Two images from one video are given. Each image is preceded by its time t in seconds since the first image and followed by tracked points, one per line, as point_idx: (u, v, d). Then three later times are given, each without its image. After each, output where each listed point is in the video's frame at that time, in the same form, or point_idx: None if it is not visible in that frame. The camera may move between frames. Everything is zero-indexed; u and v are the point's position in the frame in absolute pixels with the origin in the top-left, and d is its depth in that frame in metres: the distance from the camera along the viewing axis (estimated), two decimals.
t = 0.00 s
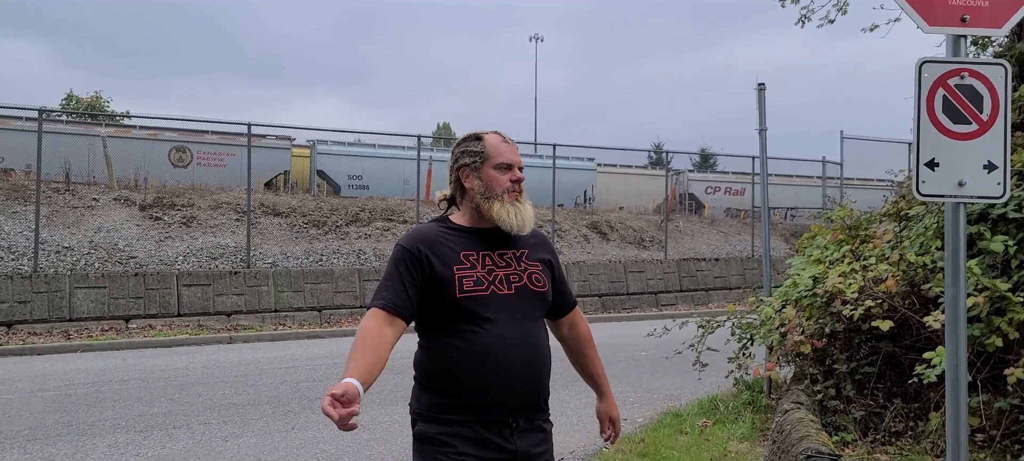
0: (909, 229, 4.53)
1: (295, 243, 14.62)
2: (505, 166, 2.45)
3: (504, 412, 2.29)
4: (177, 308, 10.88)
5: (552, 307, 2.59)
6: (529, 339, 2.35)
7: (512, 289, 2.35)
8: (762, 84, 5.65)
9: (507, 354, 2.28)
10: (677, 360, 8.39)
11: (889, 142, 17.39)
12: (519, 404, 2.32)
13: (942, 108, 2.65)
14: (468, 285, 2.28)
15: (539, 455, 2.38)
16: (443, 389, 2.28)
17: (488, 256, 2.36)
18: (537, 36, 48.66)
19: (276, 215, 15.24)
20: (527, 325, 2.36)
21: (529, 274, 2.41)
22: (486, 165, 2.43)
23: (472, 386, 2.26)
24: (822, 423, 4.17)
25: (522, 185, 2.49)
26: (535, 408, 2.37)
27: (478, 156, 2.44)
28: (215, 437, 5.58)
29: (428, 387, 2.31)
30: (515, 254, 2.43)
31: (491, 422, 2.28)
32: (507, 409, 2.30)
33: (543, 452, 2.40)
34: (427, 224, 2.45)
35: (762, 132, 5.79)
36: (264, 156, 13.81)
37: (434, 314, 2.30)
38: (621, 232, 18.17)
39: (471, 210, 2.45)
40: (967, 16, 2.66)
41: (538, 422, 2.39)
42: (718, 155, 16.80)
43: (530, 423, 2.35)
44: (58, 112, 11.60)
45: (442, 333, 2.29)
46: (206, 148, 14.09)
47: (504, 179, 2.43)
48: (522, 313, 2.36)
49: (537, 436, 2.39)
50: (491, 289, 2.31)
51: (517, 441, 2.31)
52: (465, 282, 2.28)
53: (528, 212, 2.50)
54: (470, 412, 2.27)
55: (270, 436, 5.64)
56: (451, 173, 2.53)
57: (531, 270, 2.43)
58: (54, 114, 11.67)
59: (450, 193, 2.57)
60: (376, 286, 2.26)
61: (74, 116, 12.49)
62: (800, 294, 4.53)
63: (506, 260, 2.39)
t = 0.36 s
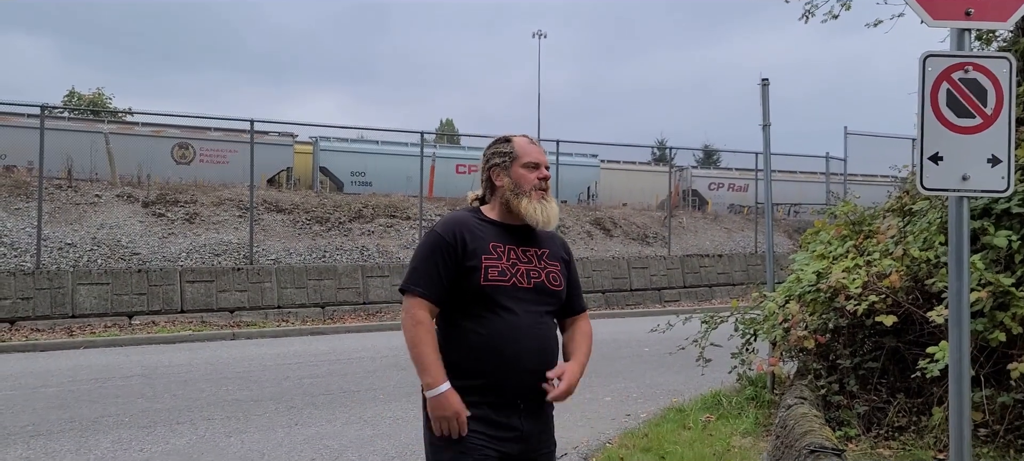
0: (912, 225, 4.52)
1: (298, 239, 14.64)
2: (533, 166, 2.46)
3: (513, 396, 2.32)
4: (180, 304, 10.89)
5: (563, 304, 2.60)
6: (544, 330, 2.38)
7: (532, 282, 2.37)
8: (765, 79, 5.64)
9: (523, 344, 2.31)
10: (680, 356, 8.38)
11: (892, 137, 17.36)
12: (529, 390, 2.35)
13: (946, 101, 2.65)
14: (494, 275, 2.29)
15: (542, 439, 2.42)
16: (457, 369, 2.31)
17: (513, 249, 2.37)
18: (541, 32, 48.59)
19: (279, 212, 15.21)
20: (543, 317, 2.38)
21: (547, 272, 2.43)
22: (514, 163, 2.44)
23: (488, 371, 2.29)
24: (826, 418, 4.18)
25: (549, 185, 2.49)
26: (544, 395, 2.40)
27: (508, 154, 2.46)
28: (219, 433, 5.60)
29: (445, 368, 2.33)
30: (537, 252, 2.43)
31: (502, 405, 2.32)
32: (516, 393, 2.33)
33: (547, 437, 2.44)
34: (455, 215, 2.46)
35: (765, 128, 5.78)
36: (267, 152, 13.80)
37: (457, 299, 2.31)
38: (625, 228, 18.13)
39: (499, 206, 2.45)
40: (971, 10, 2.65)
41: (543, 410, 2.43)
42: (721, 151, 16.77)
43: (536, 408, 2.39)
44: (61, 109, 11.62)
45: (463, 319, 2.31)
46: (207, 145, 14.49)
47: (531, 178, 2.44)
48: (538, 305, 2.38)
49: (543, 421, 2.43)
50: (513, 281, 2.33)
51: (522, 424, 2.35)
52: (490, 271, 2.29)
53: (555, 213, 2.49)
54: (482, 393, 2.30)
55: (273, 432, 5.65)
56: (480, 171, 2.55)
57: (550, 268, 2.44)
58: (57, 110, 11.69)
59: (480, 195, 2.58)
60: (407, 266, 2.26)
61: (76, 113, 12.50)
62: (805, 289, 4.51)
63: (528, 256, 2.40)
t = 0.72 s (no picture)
0: (915, 220, 4.53)
1: (300, 235, 14.67)
2: (516, 167, 2.50)
3: (497, 383, 2.38)
4: (183, 300, 10.92)
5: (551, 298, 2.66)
6: (529, 320, 2.44)
7: (516, 274, 2.44)
8: (768, 75, 5.64)
9: (506, 332, 2.36)
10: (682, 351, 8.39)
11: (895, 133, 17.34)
12: (513, 377, 2.40)
13: (949, 96, 2.66)
14: (478, 265, 2.38)
15: (529, 427, 2.46)
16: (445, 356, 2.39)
17: (498, 243, 2.45)
18: (543, 28, 48.55)
19: (281, 208, 15.23)
20: (528, 307, 2.44)
21: (533, 265, 2.49)
22: (498, 165, 2.50)
23: (471, 358, 2.36)
24: (829, 413, 4.19)
25: (534, 183, 2.54)
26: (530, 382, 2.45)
27: (491, 157, 2.52)
28: (223, 428, 5.63)
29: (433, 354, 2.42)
30: (523, 246, 2.51)
31: (487, 392, 2.37)
32: (500, 380, 2.39)
33: (534, 426, 2.48)
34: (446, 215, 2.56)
35: (768, 123, 5.79)
36: (270, 149, 13.78)
37: (443, 288, 2.40)
38: (627, 224, 18.11)
39: (488, 208, 2.53)
40: (974, 5, 2.65)
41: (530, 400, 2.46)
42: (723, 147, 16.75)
43: (521, 396, 2.43)
44: (64, 106, 11.64)
45: (450, 307, 2.39)
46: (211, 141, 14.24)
47: (514, 178, 2.49)
48: (523, 296, 2.44)
49: (529, 408, 2.46)
50: (497, 272, 2.40)
51: (507, 411, 2.39)
52: (475, 261, 2.38)
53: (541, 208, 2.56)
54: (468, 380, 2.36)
55: (278, 427, 5.68)
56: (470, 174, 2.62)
57: (535, 262, 2.51)
58: (60, 107, 11.72)
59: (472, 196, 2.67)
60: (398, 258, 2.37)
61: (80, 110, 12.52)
62: (807, 285, 4.49)
63: (513, 250, 2.47)
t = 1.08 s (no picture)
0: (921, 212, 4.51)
1: (304, 228, 14.70)
2: (472, 159, 2.63)
3: (455, 368, 2.51)
4: (188, 293, 10.95)
5: (524, 281, 2.72)
6: (487, 310, 2.52)
7: (473, 267, 2.53)
8: (774, 67, 5.62)
9: (460, 323, 2.48)
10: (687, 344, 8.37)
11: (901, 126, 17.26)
12: (471, 363, 2.51)
13: (957, 88, 2.65)
14: (432, 261, 2.51)
15: (494, 411, 2.55)
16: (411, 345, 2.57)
17: (457, 237, 2.56)
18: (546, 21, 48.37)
19: (286, 201, 15.24)
20: (485, 297, 2.53)
21: (493, 256, 2.56)
22: (455, 159, 2.64)
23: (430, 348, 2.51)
24: (833, 406, 4.19)
25: (491, 174, 2.65)
26: (492, 368, 2.55)
27: (449, 153, 2.67)
28: (228, 420, 5.65)
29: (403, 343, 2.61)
30: (485, 238, 2.58)
31: (445, 378, 2.52)
32: (457, 367, 2.52)
33: (503, 411, 2.56)
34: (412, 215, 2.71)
35: (773, 116, 5.77)
36: (273, 141, 13.78)
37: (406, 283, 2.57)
38: (631, 217, 18.08)
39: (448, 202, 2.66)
40: None
41: (495, 385, 2.56)
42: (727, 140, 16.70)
43: (484, 382, 2.54)
44: (69, 99, 11.67)
45: (413, 300, 2.56)
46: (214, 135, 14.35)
47: (470, 170, 2.62)
48: (481, 287, 2.53)
49: (495, 393, 2.55)
50: (453, 266, 2.51)
51: (467, 395, 2.52)
52: (429, 258, 2.51)
53: (501, 199, 2.64)
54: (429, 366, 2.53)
55: (283, 419, 5.70)
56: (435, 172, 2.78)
57: (495, 252, 2.57)
58: (65, 100, 11.74)
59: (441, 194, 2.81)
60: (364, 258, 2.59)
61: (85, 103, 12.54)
62: (812, 277, 4.52)
63: (473, 243, 2.56)
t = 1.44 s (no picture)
0: (926, 209, 4.50)
1: (309, 224, 14.73)
2: (467, 151, 2.63)
3: (456, 352, 2.54)
4: (193, 288, 10.99)
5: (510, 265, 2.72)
6: (484, 292, 2.56)
7: (467, 253, 2.57)
8: (779, 63, 5.61)
9: (459, 307, 2.51)
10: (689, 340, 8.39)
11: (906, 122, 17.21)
12: (472, 346, 2.54)
13: (964, 82, 2.64)
14: (429, 248, 2.53)
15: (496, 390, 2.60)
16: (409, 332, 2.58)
17: (448, 226, 2.58)
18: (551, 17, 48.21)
19: (290, 197, 15.25)
20: (481, 282, 2.57)
21: (485, 241, 2.60)
22: (450, 149, 2.63)
23: (432, 334, 2.53)
24: (838, 401, 4.19)
25: (484, 166, 2.66)
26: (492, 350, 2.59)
27: (445, 142, 2.65)
28: (233, 414, 5.67)
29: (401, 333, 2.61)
30: (475, 225, 2.61)
31: (448, 362, 2.55)
32: (460, 351, 2.54)
33: (503, 389, 2.62)
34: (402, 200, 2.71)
35: (778, 112, 5.76)
36: (278, 138, 13.79)
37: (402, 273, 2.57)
38: (635, 214, 18.06)
39: (439, 190, 2.66)
40: None
41: (495, 365, 2.60)
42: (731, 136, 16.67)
43: (485, 363, 2.58)
44: (75, 95, 11.70)
45: (410, 289, 2.57)
46: (218, 130, 14.25)
47: (466, 162, 2.62)
48: (475, 272, 2.57)
49: (495, 373, 2.60)
50: (448, 253, 2.54)
51: (469, 378, 2.55)
52: (426, 247, 2.53)
53: (490, 192, 2.67)
54: (430, 351, 2.55)
55: (288, 414, 5.72)
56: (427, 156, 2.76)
57: (486, 238, 2.61)
58: (71, 96, 11.77)
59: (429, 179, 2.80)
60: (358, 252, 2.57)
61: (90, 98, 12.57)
62: (816, 273, 4.49)
63: (463, 231, 2.59)
